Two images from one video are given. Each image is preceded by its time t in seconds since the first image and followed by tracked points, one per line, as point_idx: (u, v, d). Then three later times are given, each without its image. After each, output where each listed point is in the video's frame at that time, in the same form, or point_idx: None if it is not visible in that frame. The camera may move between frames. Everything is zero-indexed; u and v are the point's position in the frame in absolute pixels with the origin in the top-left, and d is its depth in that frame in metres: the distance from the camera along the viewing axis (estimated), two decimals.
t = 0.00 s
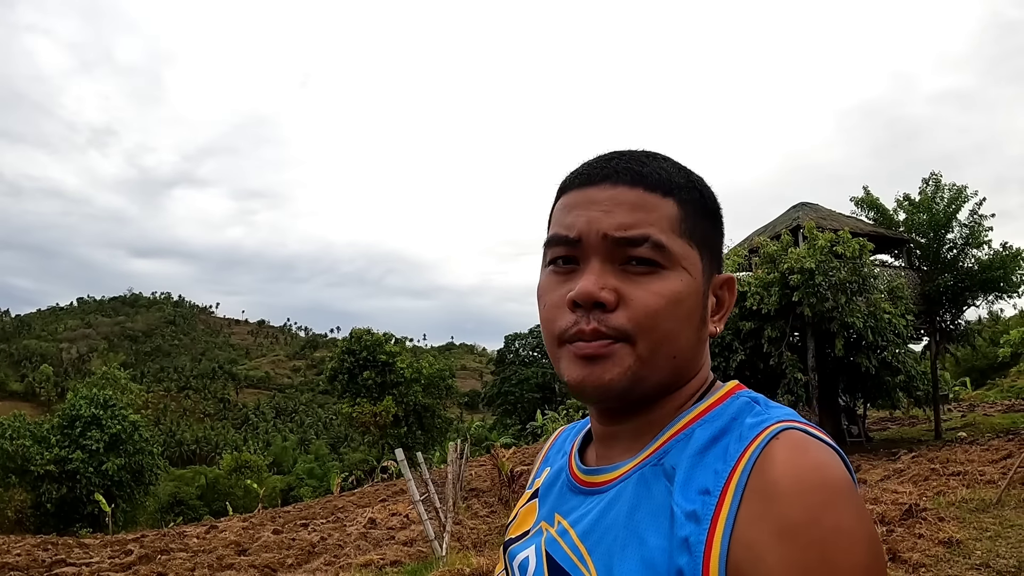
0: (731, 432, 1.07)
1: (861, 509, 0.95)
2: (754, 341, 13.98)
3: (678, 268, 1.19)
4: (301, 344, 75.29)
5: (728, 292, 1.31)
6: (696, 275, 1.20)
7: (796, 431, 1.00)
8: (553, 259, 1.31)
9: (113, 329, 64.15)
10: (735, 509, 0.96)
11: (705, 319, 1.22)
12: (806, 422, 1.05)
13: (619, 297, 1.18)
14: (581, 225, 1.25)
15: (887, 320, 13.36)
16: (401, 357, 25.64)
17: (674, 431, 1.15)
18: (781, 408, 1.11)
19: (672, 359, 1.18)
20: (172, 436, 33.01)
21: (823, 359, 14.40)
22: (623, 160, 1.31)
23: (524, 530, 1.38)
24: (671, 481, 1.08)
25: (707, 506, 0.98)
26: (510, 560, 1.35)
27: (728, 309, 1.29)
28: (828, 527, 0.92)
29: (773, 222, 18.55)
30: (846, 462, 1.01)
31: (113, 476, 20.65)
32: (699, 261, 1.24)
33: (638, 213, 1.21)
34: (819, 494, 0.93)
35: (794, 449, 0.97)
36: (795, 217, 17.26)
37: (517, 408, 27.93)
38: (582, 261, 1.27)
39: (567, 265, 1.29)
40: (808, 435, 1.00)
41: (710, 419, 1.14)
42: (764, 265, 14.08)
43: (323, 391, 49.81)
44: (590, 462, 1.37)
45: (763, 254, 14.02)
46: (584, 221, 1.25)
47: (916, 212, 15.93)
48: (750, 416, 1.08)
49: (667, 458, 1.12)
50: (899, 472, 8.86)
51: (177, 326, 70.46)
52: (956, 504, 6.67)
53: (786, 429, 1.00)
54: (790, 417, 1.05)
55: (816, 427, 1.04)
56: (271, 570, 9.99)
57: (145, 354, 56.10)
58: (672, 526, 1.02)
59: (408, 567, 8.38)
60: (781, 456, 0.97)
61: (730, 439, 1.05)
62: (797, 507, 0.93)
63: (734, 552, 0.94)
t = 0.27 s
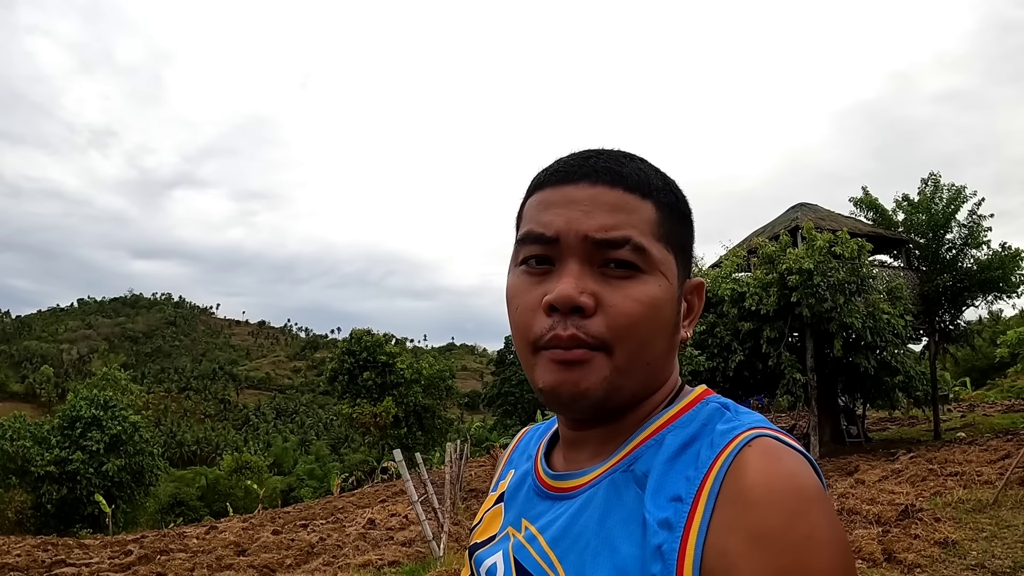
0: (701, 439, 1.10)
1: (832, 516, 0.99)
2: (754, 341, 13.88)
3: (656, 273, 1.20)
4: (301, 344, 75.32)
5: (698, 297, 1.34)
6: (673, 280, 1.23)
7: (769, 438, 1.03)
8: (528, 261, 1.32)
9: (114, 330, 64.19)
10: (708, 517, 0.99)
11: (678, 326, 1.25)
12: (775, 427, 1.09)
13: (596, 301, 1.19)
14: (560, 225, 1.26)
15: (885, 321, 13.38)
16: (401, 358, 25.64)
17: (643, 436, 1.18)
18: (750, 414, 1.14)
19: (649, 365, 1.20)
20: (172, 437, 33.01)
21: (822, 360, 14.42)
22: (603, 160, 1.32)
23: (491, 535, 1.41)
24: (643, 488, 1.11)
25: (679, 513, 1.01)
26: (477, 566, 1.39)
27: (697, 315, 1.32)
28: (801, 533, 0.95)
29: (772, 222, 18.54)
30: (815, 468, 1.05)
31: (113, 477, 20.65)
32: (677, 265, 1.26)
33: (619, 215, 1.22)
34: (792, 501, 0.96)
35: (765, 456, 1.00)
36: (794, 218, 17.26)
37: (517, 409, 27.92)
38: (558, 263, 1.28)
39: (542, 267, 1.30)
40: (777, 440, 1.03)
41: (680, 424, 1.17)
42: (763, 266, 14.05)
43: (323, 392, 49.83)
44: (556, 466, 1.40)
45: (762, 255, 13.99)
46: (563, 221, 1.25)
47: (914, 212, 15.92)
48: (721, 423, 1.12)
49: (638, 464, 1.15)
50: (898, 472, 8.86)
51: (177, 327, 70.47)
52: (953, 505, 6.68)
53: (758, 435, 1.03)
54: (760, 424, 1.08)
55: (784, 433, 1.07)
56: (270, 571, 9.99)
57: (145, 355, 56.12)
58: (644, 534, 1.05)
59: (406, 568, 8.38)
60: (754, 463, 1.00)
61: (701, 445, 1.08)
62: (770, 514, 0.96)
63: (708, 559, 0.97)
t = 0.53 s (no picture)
0: (696, 437, 1.14)
1: (831, 519, 1.02)
2: (752, 341, 13.97)
3: (569, 266, 1.22)
4: (302, 344, 75.41)
5: (661, 270, 1.30)
6: (595, 266, 1.22)
7: (766, 439, 1.07)
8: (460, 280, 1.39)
9: (115, 330, 64.30)
10: (707, 517, 1.01)
11: (622, 308, 1.24)
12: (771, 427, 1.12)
13: (513, 309, 1.23)
14: (469, 242, 1.33)
15: (884, 320, 13.41)
16: (402, 357, 25.66)
17: (633, 433, 1.22)
18: (743, 413, 1.18)
19: (584, 360, 1.22)
20: (173, 437, 33.05)
21: (821, 359, 14.45)
22: (506, 161, 1.37)
23: (471, 529, 1.46)
24: (636, 487, 1.14)
25: (676, 516, 1.04)
26: (458, 559, 1.42)
27: (659, 290, 1.28)
28: (801, 536, 0.99)
29: (772, 222, 18.53)
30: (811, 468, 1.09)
31: (114, 476, 20.69)
32: (603, 248, 1.26)
33: (518, 220, 1.27)
34: (792, 503, 1.00)
35: (763, 457, 1.04)
36: (793, 217, 17.27)
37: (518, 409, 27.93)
38: (482, 275, 1.33)
39: (471, 282, 1.36)
40: (775, 441, 1.07)
41: (672, 422, 1.20)
42: (761, 265, 14.08)
43: (323, 391, 49.91)
44: (542, 460, 1.43)
45: (761, 254, 14.02)
46: (471, 236, 1.32)
47: (914, 211, 15.93)
48: (716, 421, 1.15)
49: (629, 461, 1.19)
50: (896, 470, 8.87)
51: (178, 326, 70.55)
52: (949, 503, 6.71)
53: (756, 436, 1.06)
54: (755, 423, 1.12)
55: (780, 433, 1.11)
56: (269, 569, 10.01)
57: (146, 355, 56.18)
58: (638, 536, 1.08)
59: (405, 566, 8.40)
60: (751, 464, 1.03)
61: (695, 445, 1.12)
62: (766, 514, 0.99)
63: (706, 563, 1.00)
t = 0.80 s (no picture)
0: (680, 417, 1.16)
1: (815, 501, 1.04)
2: (752, 337, 14.03)
3: (484, 264, 1.28)
4: (303, 342, 75.51)
5: (592, 238, 1.30)
6: (509, 258, 1.27)
7: (751, 419, 1.08)
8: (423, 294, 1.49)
9: (116, 328, 64.37)
10: (687, 503, 1.03)
11: (550, 291, 1.27)
12: (760, 405, 1.14)
13: (449, 316, 1.31)
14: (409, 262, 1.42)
15: (884, 316, 13.44)
16: (403, 355, 25.70)
17: (616, 414, 1.25)
18: (731, 390, 1.20)
19: (522, 349, 1.28)
20: (174, 435, 33.13)
21: (821, 355, 14.49)
22: (424, 179, 1.45)
23: (467, 505, 1.51)
24: (617, 470, 1.17)
25: (658, 499, 1.06)
26: (454, 535, 1.48)
27: (593, 260, 1.29)
28: (786, 520, 1.00)
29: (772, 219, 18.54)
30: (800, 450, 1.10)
31: (116, 474, 20.77)
32: (518, 235, 1.30)
33: (433, 232, 1.35)
34: (775, 488, 1.01)
35: (746, 439, 1.05)
36: (793, 214, 17.27)
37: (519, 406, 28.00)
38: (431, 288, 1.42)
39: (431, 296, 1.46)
40: (760, 421, 1.08)
41: (656, 401, 1.23)
42: (761, 262, 14.08)
43: (325, 390, 49.99)
44: (534, 438, 1.48)
45: (761, 251, 14.02)
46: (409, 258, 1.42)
47: (913, 208, 15.94)
48: (702, 400, 1.17)
49: (612, 442, 1.21)
50: (895, 466, 8.90)
51: (179, 325, 70.59)
52: (947, 497, 6.75)
53: (740, 417, 1.08)
54: (741, 401, 1.13)
55: (770, 411, 1.13)
56: (272, 565, 10.07)
57: (148, 353, 56.26)
58: (621, 520, 1.10)
59: (408, 562, 8.44)
60: (734, 447, 1.05)
61: (679, 426, 1.13)
62: (749, 498, 1.01)
63: (689, 548, 1.02)
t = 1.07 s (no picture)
0: (678, 422, 1.18)
1: (814, 500, 1.06)
2: (753, 336, 14.07)
3: (475, 282, 1.31)
4: (301, 342, 75.56)
5: (581, 246, 1.31)
6: (499, 274, 1.30)
7: (747, 421, 1.10)
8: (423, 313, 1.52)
9: (115, 329, 64.39)
10: (684, 509, 1.06)
11: (542, 303, 1.29)
12: (759, 406, 1.15)
13: (448, 334, 1.34)
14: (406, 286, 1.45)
15: (884, 314, 13.49)
16: (403, 354, 25.74)
17: (616, 422, 1.27)
18: (730, 393, 1.22)
19: (519, 360, 1.30)
20: (174, 436, 33.16)
21: (821, 353, 14.54)
22: (412, 202, 1.48)
23: (473, 516, 1.54)
24: (616, 476, 1.19)
25: (655, 504, 1.08)
26: (459, 547, 1.50)
27: (584, 267, 1.30)
28: (785, 524, 1.02)
29: (771, 217, 18.57)
30: (798, 450, 1.12)
31: (117, 476, 20.80)
32: (505, 250, 1.32)
33: (424, 254, 1.38)
34: (772, 490, 1.03)
35: (742, 443, 1.07)
36: (793, 212, 17.31)
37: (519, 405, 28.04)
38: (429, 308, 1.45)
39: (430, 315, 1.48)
40: (760, 424, 1.10)
41: (654, 408, 1.25)
42: (762, 260, 14.13)
43: (324, 390, 50.04)
44: (537, 448, 1.50)
45: (761, 249, 14.06)
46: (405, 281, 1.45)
47: (913, 206, 15.95)
48: (699, 406, 1.19)
49: (611, 449, 1.24)
50: (896, 463, 8.94)
51: (178, 325, 70.62)
52: (949, 493, 6.79)
53: (738, 421, 1.10)
54: (738, 403, 1.15)
55: (770, 412, 1.15)
56: (277, 565, 10.11)
57: (147, 354, 56.28)
58: (620, 526, 1.12)
59: (413, 561, 8.49)
60: (730, 451, 1.07)
61: (677, 430, 1.16)
62: (748, 499, 1.03)
63: (688, 553, 1.04)
